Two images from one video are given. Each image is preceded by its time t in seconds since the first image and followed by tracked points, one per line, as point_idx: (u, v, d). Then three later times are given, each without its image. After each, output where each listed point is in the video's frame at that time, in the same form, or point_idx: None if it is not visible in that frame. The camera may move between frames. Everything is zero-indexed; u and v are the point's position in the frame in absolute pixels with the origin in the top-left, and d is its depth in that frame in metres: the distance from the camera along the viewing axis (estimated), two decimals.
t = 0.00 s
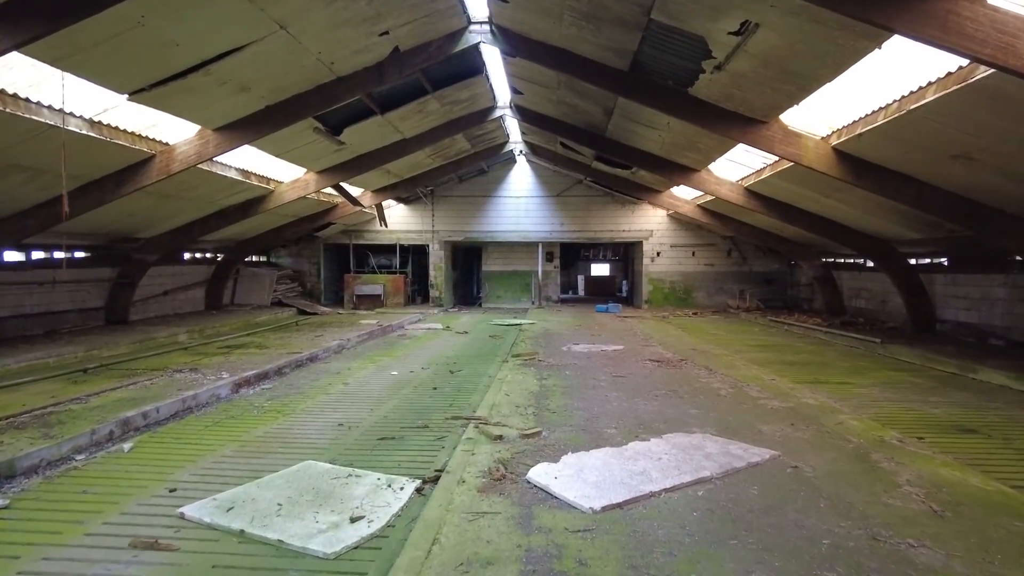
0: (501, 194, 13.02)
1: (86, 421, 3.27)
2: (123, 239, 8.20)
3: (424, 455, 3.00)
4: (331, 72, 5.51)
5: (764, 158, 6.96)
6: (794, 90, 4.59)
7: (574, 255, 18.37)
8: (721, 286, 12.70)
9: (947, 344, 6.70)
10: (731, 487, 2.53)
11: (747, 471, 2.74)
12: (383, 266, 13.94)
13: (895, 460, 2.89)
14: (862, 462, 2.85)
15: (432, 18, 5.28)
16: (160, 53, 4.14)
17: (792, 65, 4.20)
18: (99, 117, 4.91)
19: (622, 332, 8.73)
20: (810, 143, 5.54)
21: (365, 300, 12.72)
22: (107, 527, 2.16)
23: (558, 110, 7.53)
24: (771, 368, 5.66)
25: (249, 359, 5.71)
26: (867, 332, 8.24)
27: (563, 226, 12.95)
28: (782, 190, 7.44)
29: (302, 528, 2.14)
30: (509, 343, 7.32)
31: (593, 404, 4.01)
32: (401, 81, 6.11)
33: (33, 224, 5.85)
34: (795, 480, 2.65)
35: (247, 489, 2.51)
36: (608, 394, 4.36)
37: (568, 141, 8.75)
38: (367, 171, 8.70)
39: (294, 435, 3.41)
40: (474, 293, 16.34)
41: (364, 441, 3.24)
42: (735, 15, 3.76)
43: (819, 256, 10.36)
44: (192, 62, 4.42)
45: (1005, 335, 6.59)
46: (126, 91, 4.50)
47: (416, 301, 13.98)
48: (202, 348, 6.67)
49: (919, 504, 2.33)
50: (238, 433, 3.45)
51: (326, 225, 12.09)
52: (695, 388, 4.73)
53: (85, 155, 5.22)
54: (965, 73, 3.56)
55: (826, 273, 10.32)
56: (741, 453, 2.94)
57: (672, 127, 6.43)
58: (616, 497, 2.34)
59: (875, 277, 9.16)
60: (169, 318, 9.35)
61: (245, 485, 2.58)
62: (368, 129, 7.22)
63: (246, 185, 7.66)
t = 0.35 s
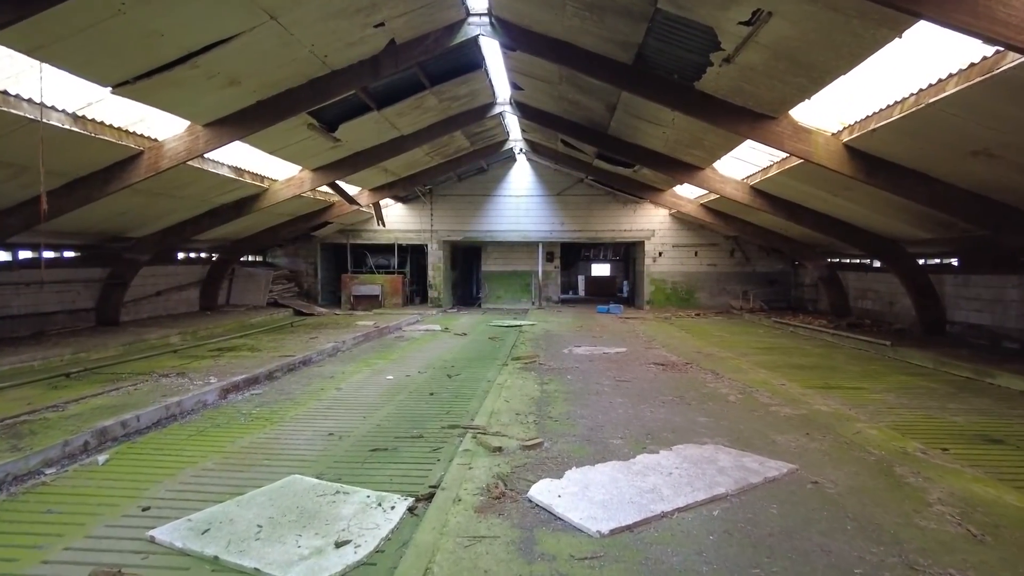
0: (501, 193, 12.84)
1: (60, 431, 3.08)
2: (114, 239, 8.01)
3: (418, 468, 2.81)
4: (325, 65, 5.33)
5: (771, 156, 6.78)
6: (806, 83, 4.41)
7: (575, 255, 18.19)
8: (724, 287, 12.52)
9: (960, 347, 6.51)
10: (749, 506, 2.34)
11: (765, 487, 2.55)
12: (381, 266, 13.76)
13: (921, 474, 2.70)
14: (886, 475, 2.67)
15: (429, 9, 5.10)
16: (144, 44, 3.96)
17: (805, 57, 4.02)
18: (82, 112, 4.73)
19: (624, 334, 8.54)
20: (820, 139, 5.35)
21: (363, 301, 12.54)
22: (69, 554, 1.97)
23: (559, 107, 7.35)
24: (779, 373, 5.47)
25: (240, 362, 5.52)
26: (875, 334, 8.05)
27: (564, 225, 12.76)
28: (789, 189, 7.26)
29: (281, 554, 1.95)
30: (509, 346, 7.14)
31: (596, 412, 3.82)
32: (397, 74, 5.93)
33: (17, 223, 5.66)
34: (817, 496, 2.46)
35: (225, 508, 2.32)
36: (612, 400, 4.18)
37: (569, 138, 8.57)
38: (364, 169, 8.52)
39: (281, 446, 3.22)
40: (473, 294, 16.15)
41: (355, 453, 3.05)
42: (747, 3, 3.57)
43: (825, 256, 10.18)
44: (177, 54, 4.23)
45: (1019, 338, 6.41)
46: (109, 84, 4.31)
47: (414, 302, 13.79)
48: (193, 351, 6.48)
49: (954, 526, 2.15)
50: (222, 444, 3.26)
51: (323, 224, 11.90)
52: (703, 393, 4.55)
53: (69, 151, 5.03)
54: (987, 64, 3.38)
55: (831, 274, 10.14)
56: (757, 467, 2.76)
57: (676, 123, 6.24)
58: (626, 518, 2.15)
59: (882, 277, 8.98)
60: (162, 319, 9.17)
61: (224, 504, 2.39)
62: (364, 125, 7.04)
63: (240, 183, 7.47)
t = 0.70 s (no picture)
0: (499, 192, 12.63)
1: (23, 443, 2.87)
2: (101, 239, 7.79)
3: (406, 484, 2.61)
4: (314, 57, 5.13)
5: (776, 152, 6.61)
6: (817, 73, 4.20)
7: (574, 254, 17.99)
8: (726, 287, 12.32)
9: (972, 349, 6.32)
10: (766, 527, 2.14)
11: (782, 505, 2.34)
12: (377, 267, 13.57)
13: (949, 487, 2.50)
14: (913, 490, 2.46)
15: None
16: (121, 31, 3.75)
17: (817, 44, 3.82)
18: (60, 105, 4.52)
19: (625, 336, 8.34)
20: (829, 133, 5.15)
21: (359, 302, 12.36)
22: None
23: (558, 102, 7.14)
24: (787, 376, 5.27)
25: (227, 366, 5.32)
26: (882, 335, 7.86)
27: (563, 224, 12.56)
28: (794, 185, 7.06)
29: None
30: (507, 348, 6.94)
31: (597, 419, 3.62)
32: (390, 66, 5.73)
33: None
34: (839, 514, 2.25)
35: (191, 531, 2.11)
36: (613, 406, 3.98)
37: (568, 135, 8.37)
38: (358, 166, 8.31)
39: (261, 458, 3.01)
40: (471, 294, 15.96)
41: (339, 466, 2.85)
42: None
43: (829, 255, 9.98)
44: (156, 43, 4.02)
45: None
46: (85, 75, 4.10)
47: (411, 302, 13.59)
48: (180, 354, 6.27)
49: (996, 550, 1.94)
50: (198, 455, 3.05)
51: (318, 223, 11.69)
52: (709, 399, 4.35)
53: (47, 146, 4.82)
54: (1011, 50, 3.18)
55: (835, 273, 9.95)
56: (771, 481, 2.56)
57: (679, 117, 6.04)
58: (633, 543, 1.95)
59: (889, 276, 8.79)
60: (152, 321, 8.96)
61: (191, 525, 2.18)
62: (357, 120, 6.83)
63: (229, 181, 7.27)
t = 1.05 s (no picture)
0: (498, 189, 12.44)
1: None
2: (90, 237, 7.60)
3: (396, 500, 2.42)
4: (305, 48, 4.93)
5: (783, 147, 6.42)
6: (830, 62, 4.01)
7: (575, 253, 17.79)
8: (728, 285, 12.13)
9: (985, 349, 6.13)
10: (789, 550, 1.95)
11: (804, 523, 2.15)
12: (374, 265, 13.39)
13: (983, 504, 2.31)
14: (944, 507, 2.27)
15: None
16: (97, 18, 3.55)
17: (833, 31, 3.61)
18: (38, 97, 4.31)
19: (627, 335, 8.15)
20: (840, 126, 4.95)
21: (355, 301, 12.20)
22: None
23: (559, 95, 6.95)
24: (796, 378, 5.09)
25: (215, 368, 5.13)
26: (890, 334, 7.67)
27: (563, 222, 12.37)
28: (801, 181, 6.87)
29: None
30: (506, 349, 6.76)
31: (600, 426, 3.43)
32: (384, 58, 5.53)
33: None
34: (867, 535, 2.07)
35: (157, 556, 1.93)
36: (617, 412, 3.79)
37: (568, 130, 8.18)
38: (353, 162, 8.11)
39: (243, 470, 2.82)
40: (470, 293, 15.78)
41: (326, 480, 2.66)
42: None
43: (834, 253, 9.79)
44: (136, 31, 3.83)
45: None
46: (62, 65, 3.90)
47: (409, 301, 13.41)
48: (169, 355, 6.08)
49: None
50: (177, 466, 2.86)
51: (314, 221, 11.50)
52: (717, 403, 4.16)
53: (26, 141, 4.61)
54: None
55: (841, 271, 9.76)
56: (790, 496, 2.37)
57: (684, 109, 5.84)
58: (644, 571, 1.76)
59: (897, 275, 8.60)
60: (144, 321, 8.77)
61: (158, 550, 1.99)
62: (351, 114, 6.64)
63: (221, 177, 7.08)
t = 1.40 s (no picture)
0: (499, 185, 12.22)
1: None
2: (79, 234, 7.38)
3: (387, 521, 2.20)
4: (297, 35, 4.72)
5: (795, 142, 6.21)
6: (851, 49, 3.78)
7: (576, 251, 17.58)
8: (733, 284, 11.92)
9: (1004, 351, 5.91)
10: None
11: (840, 550, 1.94)
12: (373, 263, 13.17)
13: None
14: (992, 531, 2.06)
15: None
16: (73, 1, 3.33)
17: (856, 15, 3.39)
18: (15, 86, 4.08)
19: (631, 336, 7.94)
20: (857, 119, 4.71)
21: (353, 300, 11.99)
22: None
23: (562, 88, 6.73)
24: (810, 382, 4.87)
25: (204, 370, 4.92)
26: (902, 335, 7.46)
27: (565, 219, 12.15)
28: (812, 177, 6.65)
29: None
30: (506, 349, 6.55)
31: (608, 436, 3.22)
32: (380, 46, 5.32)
33: None
34: (911, 565, 1.85)
35: None
36: (625, 420, 3.59)
37: (571, 124, 7.96)
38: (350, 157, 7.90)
39: (223, 484, 2.60)
40: (470, 291, 15.56)
41: (312, 497, 2.45)
42: None
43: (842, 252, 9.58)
44: (115, 15, 3.60)
45: None
46: (37, 51, 3.67)
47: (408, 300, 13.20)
48: (157, 356, 5.86)
49: None
50: (152, 480, 2.64)
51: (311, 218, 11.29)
52: (730, 409, 3.95)
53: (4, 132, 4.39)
54: None
55: (849, 270, 9.55)
56: (820, 517, 2.15)
57: (693, 101, 5.62)
58: None
59: (908, 274, 8.39)
60: (135, 320, 8.55)
61: None
62: (347, 107, 6.42)
63: (213, 172, 6.86)
